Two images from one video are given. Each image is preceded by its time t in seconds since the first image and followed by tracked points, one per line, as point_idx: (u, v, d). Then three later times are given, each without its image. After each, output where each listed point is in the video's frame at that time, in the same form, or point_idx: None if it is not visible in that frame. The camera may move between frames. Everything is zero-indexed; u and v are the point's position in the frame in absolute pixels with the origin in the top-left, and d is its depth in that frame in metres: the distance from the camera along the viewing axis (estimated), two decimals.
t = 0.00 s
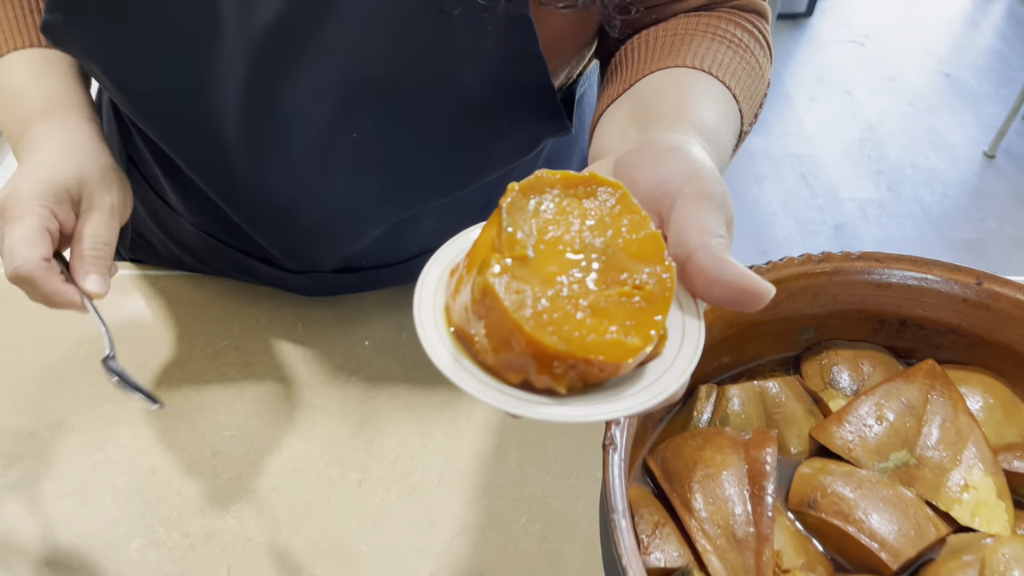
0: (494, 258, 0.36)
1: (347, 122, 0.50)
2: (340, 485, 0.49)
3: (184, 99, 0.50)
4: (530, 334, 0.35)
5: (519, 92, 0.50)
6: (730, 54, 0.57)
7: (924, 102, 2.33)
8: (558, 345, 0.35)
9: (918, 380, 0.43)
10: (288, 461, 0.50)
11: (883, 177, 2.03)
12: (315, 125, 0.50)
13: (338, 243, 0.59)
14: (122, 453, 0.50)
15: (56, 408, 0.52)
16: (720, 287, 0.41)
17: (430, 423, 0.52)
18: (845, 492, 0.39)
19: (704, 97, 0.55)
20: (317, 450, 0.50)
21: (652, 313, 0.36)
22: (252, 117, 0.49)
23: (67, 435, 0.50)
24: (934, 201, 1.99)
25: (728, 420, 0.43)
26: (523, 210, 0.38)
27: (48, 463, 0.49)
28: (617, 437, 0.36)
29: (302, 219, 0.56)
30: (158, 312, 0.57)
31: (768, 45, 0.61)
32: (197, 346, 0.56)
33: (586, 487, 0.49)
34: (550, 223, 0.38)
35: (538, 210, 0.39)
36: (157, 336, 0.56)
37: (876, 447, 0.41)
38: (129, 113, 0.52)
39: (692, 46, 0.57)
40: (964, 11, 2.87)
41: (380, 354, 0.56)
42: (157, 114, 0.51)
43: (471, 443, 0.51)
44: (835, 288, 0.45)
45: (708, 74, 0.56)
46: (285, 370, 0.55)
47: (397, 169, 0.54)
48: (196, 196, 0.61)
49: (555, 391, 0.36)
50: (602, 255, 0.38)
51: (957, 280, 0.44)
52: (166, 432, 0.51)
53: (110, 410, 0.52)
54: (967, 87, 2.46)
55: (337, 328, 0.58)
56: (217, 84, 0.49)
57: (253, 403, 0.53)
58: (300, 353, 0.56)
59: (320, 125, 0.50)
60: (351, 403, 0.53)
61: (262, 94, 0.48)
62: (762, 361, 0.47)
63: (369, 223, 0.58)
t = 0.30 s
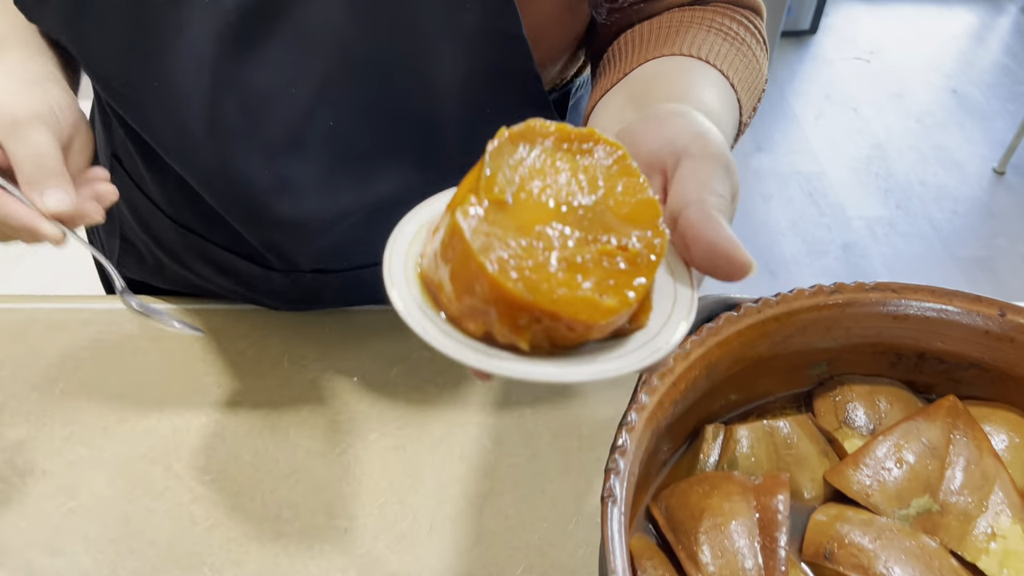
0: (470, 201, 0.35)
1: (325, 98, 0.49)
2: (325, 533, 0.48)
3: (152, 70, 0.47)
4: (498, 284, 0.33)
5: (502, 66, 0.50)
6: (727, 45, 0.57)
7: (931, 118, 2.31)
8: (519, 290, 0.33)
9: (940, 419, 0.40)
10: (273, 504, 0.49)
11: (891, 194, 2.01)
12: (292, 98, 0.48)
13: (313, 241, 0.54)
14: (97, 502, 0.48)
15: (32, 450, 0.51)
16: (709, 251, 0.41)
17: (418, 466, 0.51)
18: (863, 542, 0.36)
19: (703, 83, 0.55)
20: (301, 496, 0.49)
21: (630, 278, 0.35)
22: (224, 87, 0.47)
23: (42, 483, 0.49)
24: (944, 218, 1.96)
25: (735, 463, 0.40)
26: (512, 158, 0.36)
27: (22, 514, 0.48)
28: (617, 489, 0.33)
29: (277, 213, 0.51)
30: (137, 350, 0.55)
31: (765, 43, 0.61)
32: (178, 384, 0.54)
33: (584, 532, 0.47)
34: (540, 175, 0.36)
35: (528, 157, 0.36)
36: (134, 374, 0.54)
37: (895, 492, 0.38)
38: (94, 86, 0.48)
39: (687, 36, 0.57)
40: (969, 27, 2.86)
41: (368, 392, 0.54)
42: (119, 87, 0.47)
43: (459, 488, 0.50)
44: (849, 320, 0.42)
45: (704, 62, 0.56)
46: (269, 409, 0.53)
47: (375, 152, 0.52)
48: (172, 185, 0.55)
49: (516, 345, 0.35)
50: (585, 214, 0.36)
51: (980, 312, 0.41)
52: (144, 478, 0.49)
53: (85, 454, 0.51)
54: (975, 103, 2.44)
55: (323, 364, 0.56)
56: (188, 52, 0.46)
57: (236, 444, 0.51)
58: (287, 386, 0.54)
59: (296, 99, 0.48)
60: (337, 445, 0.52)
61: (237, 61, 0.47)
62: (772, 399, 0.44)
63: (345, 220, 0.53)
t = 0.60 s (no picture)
0: (470, 146, 0.42)
1: (321, 121, 0.51)
2: None
3: (151, 94, 0.50)
4: (457, 228, 0.40)
5: (497, 85, 0.53)
6: (727, 65, 0.60)
7: (933, 162, 2.32)
8: (469, 241, 0.39)
9: (952, 480, 0.39)
10: (257, 572, 0.47)
11: (895, 239, 2.00)
12: (288, 121, 0.50)
13: (302, 266, 0.54)
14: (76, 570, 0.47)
15: (10, 513, 0.49)
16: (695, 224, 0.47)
17: (410, 530, 0.49)
18: None
19: (710, 101, 0.58)
20: (289, 563, 0.48)
21: (590, 263, 0.40)
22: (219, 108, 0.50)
23: (18, 550, 0.48)
24: (949, 262, 1.95)
25: (739, 528, 0.38)
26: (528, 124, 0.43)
27: None
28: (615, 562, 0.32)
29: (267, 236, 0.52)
30: (126, 408, 0.54)
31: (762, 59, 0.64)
32: (164, 443, 0.53)
33: None
34: (547, 145, 0.43)
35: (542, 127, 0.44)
36: (121, 433, 0.53)
37: (908, 558, 0.36)
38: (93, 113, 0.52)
39: (689, 56, 0.60)
40: (968, 74, 2.89)
41: (361, 450, 0.53)
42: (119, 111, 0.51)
43: (454, 552, 0.48)
44: (854, 377, 0.41)
45: (708, 81, 0.59)
46: (258, 468, 0.52)
47: (368, 173, 0.53)
48: (161, 214, 0.55)
49: (460, 297, 0.41)
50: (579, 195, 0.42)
51: (989, 367, 0.40)
52: (126, 543, 0.48)
53: (66, 518, 0.49)
54: (976, 147, 2.45)
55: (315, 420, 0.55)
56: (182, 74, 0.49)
57: (222, 505, 0.50)
58: (278, 443, 0.53)
59: (293, 120, 0.51)
60: (328, 507, 0.50)
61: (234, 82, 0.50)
62: (777, 458, 0.42)
63: (338, 242, 0.53)
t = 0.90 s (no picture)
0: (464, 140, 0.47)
1: (335, 188, 0.54)
2: None
3: (173, 162, 0.53)
4: (421, 199, 0.44)
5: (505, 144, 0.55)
6: (721, 114, 0.63)
7: (929, 214, 2.36)
8: (425, 216, 0.44)
9: (943, 521, 0.40)
10: None
11: (893, 289, 2.03)
12: (304, 187, 0.53)
13: (312, 325, 0.55)
14: None
15: (22, 562, 0.50)
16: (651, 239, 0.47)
17: None
18: None
19: (706, 150, 0.60)
20: None
21: (528, 261, 0.43)
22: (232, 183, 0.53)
23: None
24: (948, 312, 1.96)
25: (737, 567, 0.39)
26: (527, 139, 0.48)
27: None
28: None
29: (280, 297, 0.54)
30: (139, 455, 0.55)
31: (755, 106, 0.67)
32: (175, 489, 0.54)
33: None
34: (535, 158, 0.47)
35: (539, 143, 0.48)
36: (134, 479, 0.54)
37: None
38: (114, 179, 0.54)
39: (685, 107, 0.63)
40: (961, 128, 2.96)
41: (368, 496, 0.54)
42: (141, 179, 0.53)
43: None
44: (847, 420, 0.42)
45: (705, 131, 0.62)
46: (267, 514, 0.53)
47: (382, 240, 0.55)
48: (177, 276, 0.57)
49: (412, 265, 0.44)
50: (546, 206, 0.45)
51: (977, 410, 0.41)
52: None
53: (78, 563, 0.50)
54: (972, 199, 2.49)
55: (322, 466, 0.56)
56: (206, 149, 0.52)
57: (232, 552, 0.51)
58: (286, 490, 0.54)
59: (302, 191, 0.53)
60: (335, 553, 0.51)
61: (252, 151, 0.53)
62: (773, 499, 0.44)
63: (350, 302, 0.54)
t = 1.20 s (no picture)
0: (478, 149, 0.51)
1: (358, 263, 0.56)
2: None
3: (205, 250, 0.56)
4: (423, 180, 0.49)
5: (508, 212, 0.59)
6: (714, 172, 0.65)
7: (922, 263, 2.41)
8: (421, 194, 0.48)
9: (920, 539, 0.43)
10: None
11: (889, 336, 2.06)
12: (328, 265, 0.56)
13: (335, 397, 0.61)
14: None
15: None
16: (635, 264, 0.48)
17: None
18: None
19: (700, 209, 0.62)
20: None
21: (482, 250, 0.46)
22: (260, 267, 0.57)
23: None
24: (944, 359, 1.99)
25: None
26: (536, 162, 0.52)
27: None
28: None
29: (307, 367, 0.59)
30: (165, 485, 0.58)
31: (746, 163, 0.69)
32: (199, 517, 0.56)
33: None
34: (532, 178, 0.51)
35: (546, 169, 0.51)
36: (161, 507, 0.57)
37: None
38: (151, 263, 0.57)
39: (680, 166, 0.64)
40: (953, 180, 3.03)
41: (381, 523, 0.57)
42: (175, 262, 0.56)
43: None
44: (829, 445, 0.45)
45: (699, 191, 0.64)
46: (286, 540, 0.55)
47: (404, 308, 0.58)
48: (202, 352, 0.61)
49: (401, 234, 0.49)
50: (525, 216, 0.49)
51: (948, 435, 0.45)
52: None
53: None
54: (965, 249, 2.54)
55: (338, 494, 0.59)
56: (238, 233, 0.56)
57: None
58: (304, 518, 0.57)
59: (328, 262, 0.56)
60: None
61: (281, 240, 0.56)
62: (762, 522, 0.47)
63: (368, 373, 0.60)
